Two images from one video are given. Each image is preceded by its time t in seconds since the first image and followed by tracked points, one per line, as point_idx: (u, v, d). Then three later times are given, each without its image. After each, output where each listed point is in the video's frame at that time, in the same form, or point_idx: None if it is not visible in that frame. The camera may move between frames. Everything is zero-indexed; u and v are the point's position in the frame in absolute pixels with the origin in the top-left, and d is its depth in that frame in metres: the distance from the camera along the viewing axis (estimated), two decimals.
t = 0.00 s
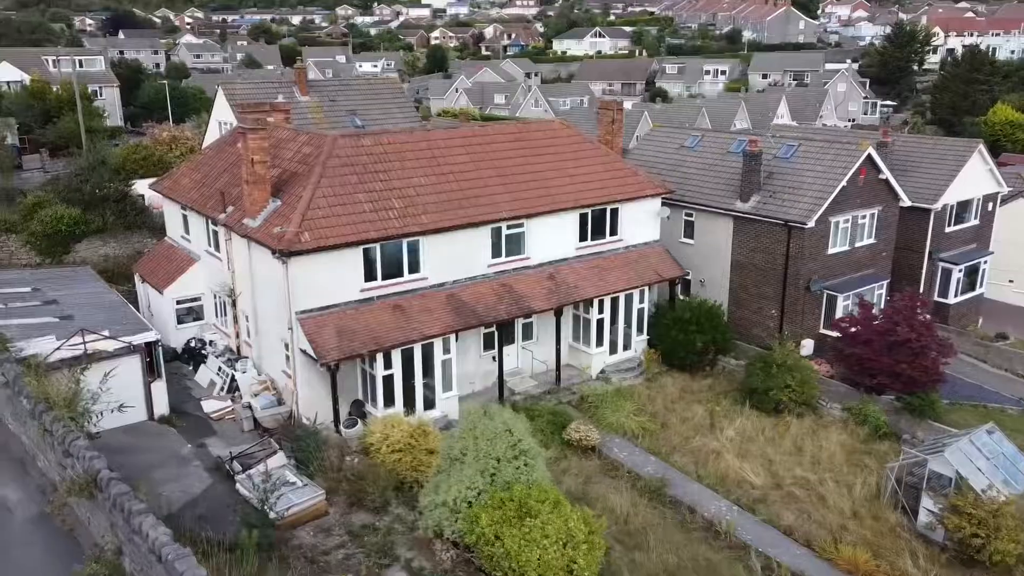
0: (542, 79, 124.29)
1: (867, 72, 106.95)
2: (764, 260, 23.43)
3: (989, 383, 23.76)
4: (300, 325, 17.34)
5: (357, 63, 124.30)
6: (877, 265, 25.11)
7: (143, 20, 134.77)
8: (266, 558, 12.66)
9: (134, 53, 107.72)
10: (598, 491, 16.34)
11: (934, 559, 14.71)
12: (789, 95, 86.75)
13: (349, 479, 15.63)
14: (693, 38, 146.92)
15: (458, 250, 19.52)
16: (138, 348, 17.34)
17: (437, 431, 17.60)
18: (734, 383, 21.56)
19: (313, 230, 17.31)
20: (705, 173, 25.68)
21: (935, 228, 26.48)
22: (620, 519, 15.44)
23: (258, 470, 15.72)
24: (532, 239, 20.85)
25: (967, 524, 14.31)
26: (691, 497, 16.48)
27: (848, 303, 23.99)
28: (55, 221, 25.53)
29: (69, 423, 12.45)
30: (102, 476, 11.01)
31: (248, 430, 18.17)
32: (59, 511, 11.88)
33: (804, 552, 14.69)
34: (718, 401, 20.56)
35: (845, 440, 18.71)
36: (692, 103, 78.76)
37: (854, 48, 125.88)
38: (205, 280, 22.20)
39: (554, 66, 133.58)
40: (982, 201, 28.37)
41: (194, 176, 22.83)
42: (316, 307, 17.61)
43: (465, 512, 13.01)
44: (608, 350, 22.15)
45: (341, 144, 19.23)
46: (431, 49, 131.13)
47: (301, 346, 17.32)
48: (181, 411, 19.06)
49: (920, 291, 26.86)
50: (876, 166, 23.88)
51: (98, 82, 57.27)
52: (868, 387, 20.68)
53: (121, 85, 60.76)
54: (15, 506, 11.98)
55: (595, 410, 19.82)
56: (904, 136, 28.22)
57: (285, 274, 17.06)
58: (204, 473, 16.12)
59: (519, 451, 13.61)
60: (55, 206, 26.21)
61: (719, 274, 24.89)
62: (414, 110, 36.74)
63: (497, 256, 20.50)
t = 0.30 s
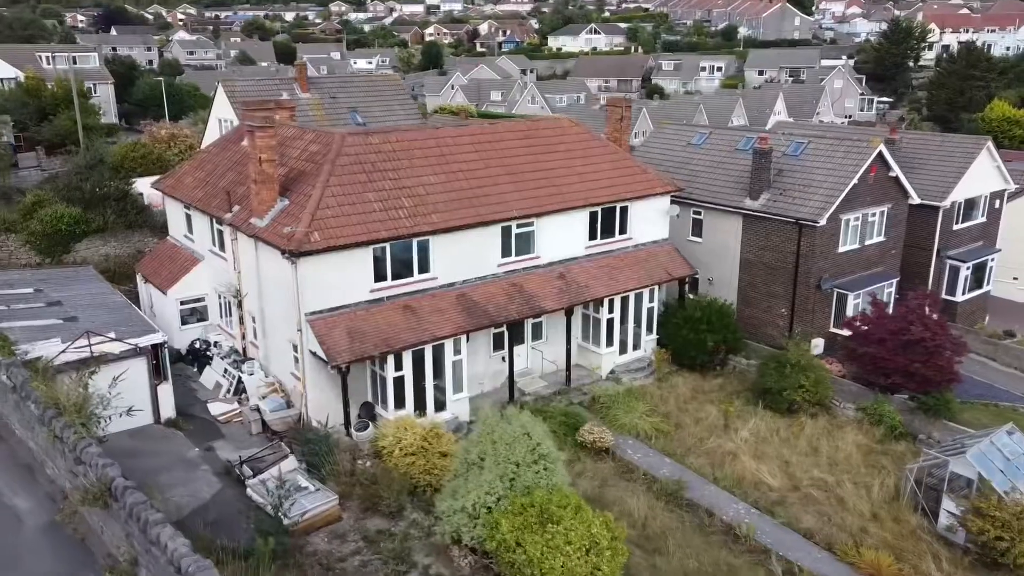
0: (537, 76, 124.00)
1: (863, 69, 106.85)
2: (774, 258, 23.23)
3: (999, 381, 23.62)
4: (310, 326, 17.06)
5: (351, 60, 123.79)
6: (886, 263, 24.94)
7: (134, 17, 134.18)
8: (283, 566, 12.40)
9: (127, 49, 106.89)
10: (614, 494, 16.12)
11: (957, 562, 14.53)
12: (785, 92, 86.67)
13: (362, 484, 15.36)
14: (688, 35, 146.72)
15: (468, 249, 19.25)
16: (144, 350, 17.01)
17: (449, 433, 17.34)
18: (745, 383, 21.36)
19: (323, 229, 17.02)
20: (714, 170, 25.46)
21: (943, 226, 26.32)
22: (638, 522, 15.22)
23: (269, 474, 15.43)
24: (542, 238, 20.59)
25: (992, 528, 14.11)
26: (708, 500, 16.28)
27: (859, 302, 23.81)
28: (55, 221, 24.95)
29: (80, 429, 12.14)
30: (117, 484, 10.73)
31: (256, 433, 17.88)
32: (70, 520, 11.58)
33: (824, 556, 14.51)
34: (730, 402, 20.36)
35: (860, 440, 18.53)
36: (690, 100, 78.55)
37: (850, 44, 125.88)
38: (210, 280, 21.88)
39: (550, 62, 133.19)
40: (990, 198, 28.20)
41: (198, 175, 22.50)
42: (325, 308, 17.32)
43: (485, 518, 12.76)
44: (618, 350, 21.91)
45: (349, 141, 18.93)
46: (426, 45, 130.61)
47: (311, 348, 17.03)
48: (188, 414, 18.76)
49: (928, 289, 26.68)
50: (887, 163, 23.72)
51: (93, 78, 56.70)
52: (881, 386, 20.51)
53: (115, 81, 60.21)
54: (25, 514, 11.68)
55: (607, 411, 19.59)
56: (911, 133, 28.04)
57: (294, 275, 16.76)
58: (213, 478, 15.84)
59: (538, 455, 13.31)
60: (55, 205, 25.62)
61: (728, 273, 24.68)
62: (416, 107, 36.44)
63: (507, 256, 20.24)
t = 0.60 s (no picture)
0: (532, 73, 123.64)
1: (858, 65, 106.72)
2: (784, 256, 23.02)
3: (1010, 380, 23.48)
4: (320, 328, 16.75)
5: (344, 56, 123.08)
6: (896, 261, 24.76)
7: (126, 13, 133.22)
8: None
9: (119, 46, 105.94)
10: (631, 497, 15.87)
11: (981, 566, 14.34)
12: (781, 89, 86.56)
13: (376, 489, 15.06)
14: (683, 31, 146.50)
15: (479, 249, 18.96)
16: (150, 353, 16.67)
17: (462, 436, 17.08)
18: (758, 383, 21.15)
19: (333, 230, 16.71)
20: (722, 168, 25.23)
21: (952, 224, 26.14)
22: (657, 526, 14.97)
23: (281, 479, 15.12)
24: (552, 237, 20.32)
25: (1017, 531, 13.89)
26: (726, 503, 16.05)
27: (869, 301, 23.63)
28: (55, 220, 24.45)
29: (92, 436, 11.82)
30: (132, 494, 10.42)
31: (265, 437, 17.57)
32: (83, 530, 11.27)
33: (847, 560, 14.29)
34: (743, 402, 20.15)
35: (877, 441, 18.33)
36: (687, 96, 78.27)
37: (845, 41, 125.83)
38: (214, 280, 21.54)
39: (544, 59, 132.81)
40: (997, 196, 28.00)
41: (201, 173, 22.14)
42: (335, 309, 17.02)
43: (506, 525, 12.50)
44: (629, 350, 21.67)
45: (358, 140, 18.61)
46: (420, 42, 130.00)
47: (321, 350, 16.73)
48: (194, 417, 18.44)
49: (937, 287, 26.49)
50: (897, 161, 23.53)
51: (87, 75, 56.01)
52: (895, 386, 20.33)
53: (109, 78, 59.56)
54: (35, 524, 11.36)
55: (619, 413, 19.35)
56: (919, 130, 27.85)
57: (304, 276, 16.45)
58: (223, 484, 15.53)
59: (559, 460, 13.02)
60: (55, 204, 25.12)
61: (737, 271, 24.47)
62: (417, 104, 36.08)
63: (517, 255, 19.96)
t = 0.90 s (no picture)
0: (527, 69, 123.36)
1: (853, 61, 106.57)
2: (794, 255, 22.83)
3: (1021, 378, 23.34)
4: (330, 330, 16.48)
5: (338, 53, 122.52)
6: (905, 259, 24.60)
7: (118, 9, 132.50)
8: None
9: (111, 42, 105.18)
10: (648, 500, 15.66)
11: (1003, 569, 14.17)
12: (778, 86, 86.45)
13: (390, 494, 14.80)
14: (678, 27, 146.26)
15: (489, 249, 18.70)
16: (157, 355, 16.37)
17: (475, 439, 16.84)
18: (769, 384, 20.98)
19: (343, 230, 16.43)
20: (730, 165, 25.01)
21: (960, 221, 25.99)
22: (676, 530, 14.75)
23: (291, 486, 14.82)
24: (562, 236, 20.08)
25: None
26: (744, 505, 15.84)
27: (879, 299, 23.48)
28: (55, 219, 24.15)
29: (103, 443, 11.54)
30: (147, 504, 10.16)
31: (274, 441, 17.31)
32: (94, 539, 10.99)
33: (868, 564, 14.10)
34: (755, 403, 19.96)
35: (892, 441, 18.17)
36: (684, 93, 78.04)
37: (841, 36, 125.72)
38: (218, 280, 21.25)
39: (540, 55, 132.41)
40: (1004, 193, 27.89)
41: (204, 172, 21.81)
42: (345, 310, 16.75)
43: (526, 531, 12.27)
44: (639, 350, 21.45)
45: (366, 138, 18.32)
46: (415, 38, 129.49)
47: (332, 352, 16.45)
48: (201, 420, 18.15)
49: (945, 285, 26.38)
50: (907, 158, 23.37)
51: (81, 71, 55.48)
52: (908, 386, 20.17)
53: (103, 75, 58.96)
54: (46, 534, 11.08)
55: (631, 414, 19.13)
56: (925, 127, 27.69)
57: (314, 277, 16.16)
58: (233, 489, 15.26)
59: (579, 464, 12.79)
60: (54, 203, 24.80)
61: (745, 270, 24.28)
62: (418, 101, 35.77)
63: (527, 255, 19.70)
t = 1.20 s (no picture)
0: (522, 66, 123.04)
1: (849, 58, 106.48)
2: (804, 254, 22.63)
3: None
4: (340, 332, 16.19)
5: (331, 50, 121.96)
6: (914, 258, 24.43)
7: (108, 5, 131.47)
8: None
9: (103, 39, 104.34)
10: (666, 504, 15.43)
11: None
12: (773, 82, 86.35)
13: (404, 500, 14.51)
14: (672, 24, 146.11)
15: (500, 249, 18.43)
16: (163, 359, 15.99)
17: (488, 443, 16.58)
18: (780, 384, 20.79)
19: (353, 230, 16.12)
20: (737, 163, 24.79)
21: (968, 219, 25.84)
22: (695, 535, 14.52)
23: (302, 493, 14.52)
24: (573, 235, 19.81)
25: None
26: (762, 509, 15.62)
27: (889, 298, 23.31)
28: (54, 218, 23.81)
29: (115, 451, 11.23)
30: (164, 515, 9.87)
31: (282, 445, 17.01)
32: (107, 551, 10.68)
33: (891, 568, 13.90)
34: (767, 404, 19.76)
35: (907, 442, 17.99)
36: (680, 89, 77.84)
37: (835, 34, 125.76)
38: (222, 281, 20.92)
39: (534, 52, 132.07)
40: (1011, 191, 27.76)
41: (207, 171, 21.46)
42: (355, 312, 16.45)
43: (547, 538, 12.05)
44: (649, 350, 21.21)
45: (374, 137, 18.01)
46: (409, 35, 128.98)
47: (342, 355, 16.15)
48: (207, 424, 17.83)
49: (953, 283, 26.24)
50: (917, 156, 23.20)
51: (75, 68, 54.93)
52: (921, 386, 20.00)
53: (97, 72, 58.39)
54: (56, 545, 10.76)
55: (644, 416, 18.90)
56: (932, 125, 27.53)
57: (324, 278, 15.85)
58: (243, 495, 14.96)
59: (601, 470, 12.56)
60: (53, 202, 24.44)
61: (754, 269, 24.07)
62: (418, 99, 35.45)
63: (537, 255, 19.43)
